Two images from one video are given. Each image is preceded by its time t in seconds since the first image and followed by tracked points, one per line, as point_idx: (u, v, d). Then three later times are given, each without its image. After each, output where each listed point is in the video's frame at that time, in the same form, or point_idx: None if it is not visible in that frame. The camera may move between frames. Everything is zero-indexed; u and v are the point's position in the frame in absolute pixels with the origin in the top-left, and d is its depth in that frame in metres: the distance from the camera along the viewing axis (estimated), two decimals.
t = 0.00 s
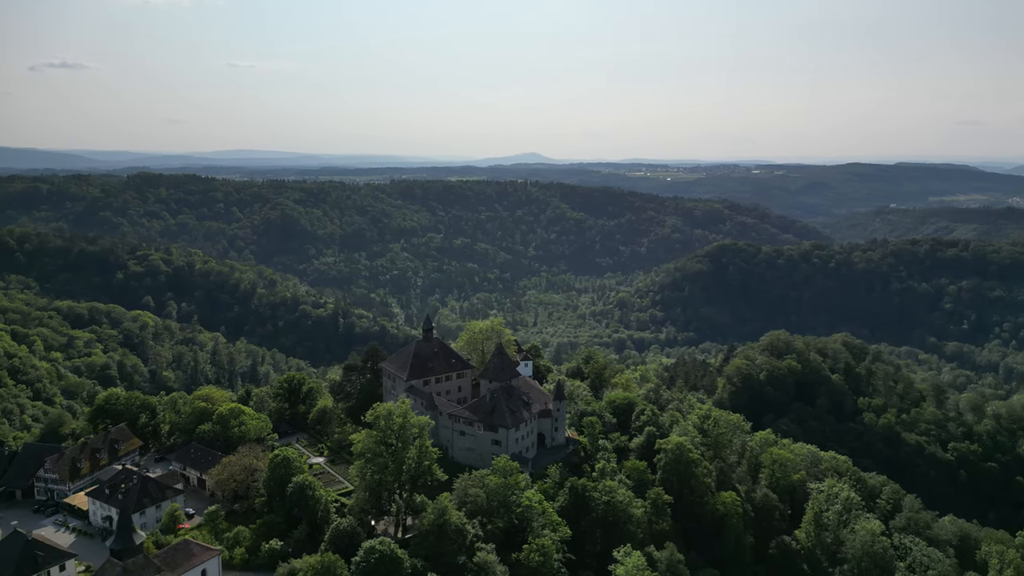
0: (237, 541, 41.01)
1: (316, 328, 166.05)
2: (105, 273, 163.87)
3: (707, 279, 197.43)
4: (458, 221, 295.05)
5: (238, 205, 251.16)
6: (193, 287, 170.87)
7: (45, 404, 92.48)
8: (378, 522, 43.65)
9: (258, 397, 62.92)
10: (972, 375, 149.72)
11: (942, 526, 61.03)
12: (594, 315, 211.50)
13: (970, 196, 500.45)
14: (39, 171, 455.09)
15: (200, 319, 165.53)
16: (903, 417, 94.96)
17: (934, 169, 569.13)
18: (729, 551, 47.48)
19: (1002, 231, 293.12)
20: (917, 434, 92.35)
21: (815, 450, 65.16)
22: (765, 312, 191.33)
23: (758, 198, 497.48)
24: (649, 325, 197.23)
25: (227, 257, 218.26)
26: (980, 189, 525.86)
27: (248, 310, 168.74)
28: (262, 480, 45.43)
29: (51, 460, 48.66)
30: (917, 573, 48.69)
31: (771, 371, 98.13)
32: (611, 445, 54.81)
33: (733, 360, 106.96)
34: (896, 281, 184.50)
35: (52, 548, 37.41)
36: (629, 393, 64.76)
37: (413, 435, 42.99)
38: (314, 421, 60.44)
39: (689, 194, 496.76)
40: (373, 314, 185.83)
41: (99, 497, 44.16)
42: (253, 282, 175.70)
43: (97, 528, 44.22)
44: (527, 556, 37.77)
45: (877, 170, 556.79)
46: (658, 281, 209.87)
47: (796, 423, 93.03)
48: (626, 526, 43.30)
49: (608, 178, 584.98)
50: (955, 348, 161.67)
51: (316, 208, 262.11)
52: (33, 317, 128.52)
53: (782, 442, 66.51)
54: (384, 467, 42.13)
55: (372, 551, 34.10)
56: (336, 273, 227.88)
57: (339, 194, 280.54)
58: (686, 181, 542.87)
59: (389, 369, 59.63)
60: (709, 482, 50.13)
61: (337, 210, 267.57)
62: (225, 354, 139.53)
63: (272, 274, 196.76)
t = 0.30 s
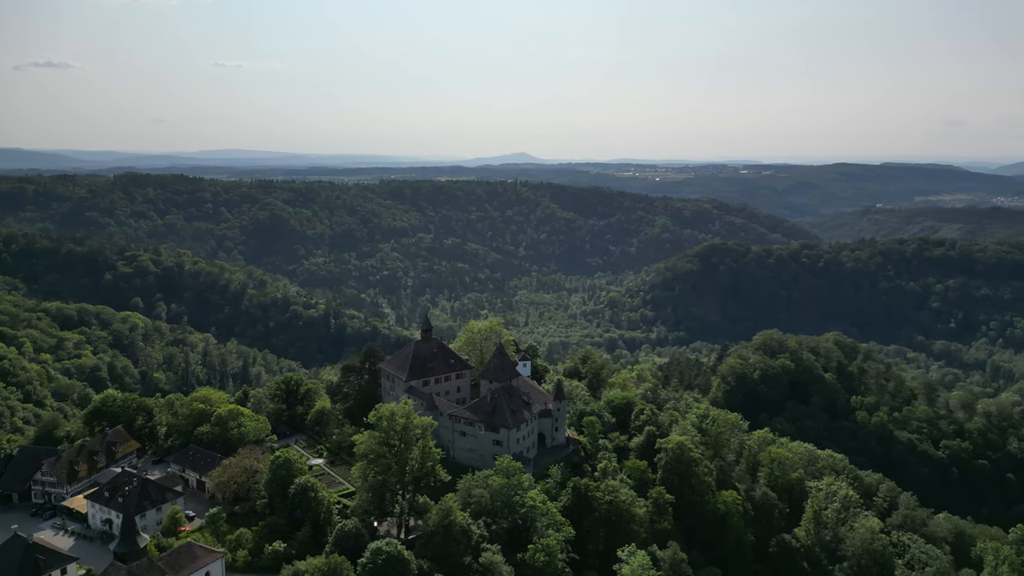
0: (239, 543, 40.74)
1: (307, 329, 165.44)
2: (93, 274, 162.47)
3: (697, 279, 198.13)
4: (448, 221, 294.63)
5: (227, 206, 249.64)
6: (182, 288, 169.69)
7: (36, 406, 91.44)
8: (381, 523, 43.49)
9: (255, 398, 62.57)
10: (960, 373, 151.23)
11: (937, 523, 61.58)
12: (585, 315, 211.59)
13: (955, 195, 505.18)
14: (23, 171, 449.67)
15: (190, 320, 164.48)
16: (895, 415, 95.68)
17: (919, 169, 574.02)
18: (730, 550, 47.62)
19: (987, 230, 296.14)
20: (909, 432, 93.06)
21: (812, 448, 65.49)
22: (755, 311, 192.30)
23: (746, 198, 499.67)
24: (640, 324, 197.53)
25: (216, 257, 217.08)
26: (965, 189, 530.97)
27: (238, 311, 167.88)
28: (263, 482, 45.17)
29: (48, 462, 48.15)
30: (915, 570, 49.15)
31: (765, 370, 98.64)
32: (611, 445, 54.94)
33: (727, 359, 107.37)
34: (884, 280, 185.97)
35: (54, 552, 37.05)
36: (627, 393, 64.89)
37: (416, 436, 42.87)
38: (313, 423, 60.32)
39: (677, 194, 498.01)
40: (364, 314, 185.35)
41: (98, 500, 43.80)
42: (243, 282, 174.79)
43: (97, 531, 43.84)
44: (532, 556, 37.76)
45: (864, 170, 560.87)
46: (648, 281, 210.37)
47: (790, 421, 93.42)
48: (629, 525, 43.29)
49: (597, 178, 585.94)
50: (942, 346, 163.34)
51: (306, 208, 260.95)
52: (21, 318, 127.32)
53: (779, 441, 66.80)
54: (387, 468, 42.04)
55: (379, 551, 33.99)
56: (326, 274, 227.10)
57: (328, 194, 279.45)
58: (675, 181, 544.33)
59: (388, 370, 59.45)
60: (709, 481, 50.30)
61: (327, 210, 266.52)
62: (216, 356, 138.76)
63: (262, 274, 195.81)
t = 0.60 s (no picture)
0: (242, 545, 40.46)
1: (298, 330, 164.79)
2: (81, 275, 160.90)
3: (687, 278, 198.90)
4: (438, 221, 294.10)
5: (214, 206, 247.98)
6: (171, 289, 168.38)
7: (25, 408, 90.36)
8: (383, 525, 43.37)
9: (253, 399, 62.20)
10: (948, 370, 152.77)
11: (933, 520, 62.16)
12: (576, 314, 211.66)
13: (940, 195, 509.50)
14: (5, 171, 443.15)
15: (180, 321, 163.30)
16: (887, 413, 96.50)
17: (904, 168, 579.11)
18: (731, 548, 47.79)
19: (972, 229, 299.25)
20: (901, 429, 93.85)
21: (809, 447, 65.84)
22: (745, 310, 193.35)
23: (734, 197, 501.81)
24: (631, 323, 197.82)
25: (205, 257, 215.70)
26: (949, 189, 536.15)
27: (229, 311, 166.92)
28: (264, 483, 44.98)
29: (45, 465, 47.70)
30: (914, 567, 49.48)
31: (759, 368, 99.13)
32: (611, 444, 55.04)
33: (720, 358, 107.77)
34: (872, 279, 187.45)
35: (54, 556, 36.68)
36: (625, 392, 65.03)
37: (419, 436, 42.76)
38: (311, 424, 60.15)
39: (666, 193, 499.37)
40: (355, 315, 184.92)
41: (97, 503, 43.46)
42: (234, 283, 173.81)
43: (96, 534, 43.50)
44: (537, 556, 37.84)
45: (850, 170, 564.65)
46: (639, 280, 210.81)
47: (784, 419, 93.88)
48: (632, 524, 43.39)
49: (585, 177, 586.55)
50: (930, 344, 165.05)
51: (294, 208, 259.66)
52: (9, 320, 126.04)
53: (776, 439, 67.16)
54: (390, 469, 41.94)
55: (386, 553, 33.96)
56: (316, 274, 226.24)
57: (318, 194, 278.19)
58: (663, 181, 545.51)
59: (387, 370, 59.27)
60: (710, 480, 50.49)
61: (316, 210, 265.34)
62: (207, 357, 137.93)
63: (252, 275, 194.73)
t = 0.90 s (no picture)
0: (245, 547, 40.32)
1: (289, 330, 164.05)
2: (68, 276, 159.29)
3: (677, 277, 199.57)
4: (428, 221, 293.55)
5: (203, 206, 246.30)
6: (160, 290, 167.00)
7: (14, 411, 89.26)
8: (387, 525, 43.25)
9: (251, 400, 61.78)
10: (936, 369, 154.20)
11: (928, 517, 62.73)
12: (567, 314, 211.63)
13: (926, 194, 514.04)
14: None
15: (169, 322, 162.17)
16: (879, 411, 97.29)
17: (890, 168, 583.83)
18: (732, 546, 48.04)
19: (957, 228, 302.35)
20: (893, 427, 94.61)
21: (806, 445, 66.24)
22: (735, 309, 194.24)
23: (722, 197, 503.94)
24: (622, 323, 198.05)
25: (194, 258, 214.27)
26: (934, 188, 540.79)
27: (219, 312, 165.92)
28: (265, 485, 44.74)
29: (43, 468, 47.21)
30: (912, 563, 49.86)
31: (752, 367, 99.60)
32: (611, 443, 55.16)
33: (714, 356, 108.20)
34: (860, 278, 188.83)
35: (56, 559, 36.52)
36: (623, 391, 65.18)
37: (422, 436, 42.64)
38: (309, 425, 59.99)
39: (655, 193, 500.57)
40: (346, 315, 184.32)
41: (97, 506, 43.09)
42: (223, 283, 172.71)
43: (96, 538, 43.21)
44: (543, 556, 37.81)
45: (836, 170, 568.63)
46: (629, 280, 211.26)
47: (778, 417, 94.37)
48: (635, 523, 43.46)
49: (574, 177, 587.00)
50: (917, 342, 166.48)
51: (283, 208, 258.40)
52: None
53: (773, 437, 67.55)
54: (394, 470, 41.85)
55: (393, 553, 33.87)
56: (305, 274, 225.27)
57: (307, 194, 276.87)
58: (652, 181, 546.84)
59: (386, 370, 59.10)
60: (710, 479, 50.69)
61: (305, 210, 264.13)
62: (198, 358, 136.96)
63: (241, 275, 193.37)
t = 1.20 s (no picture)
0: (248, 549, 40.21)
1: (280, 331, 163.43)
2: (56, 277, 157.80)
3: (668, 277, 200.14)
4: (418, 220, 292.87)
5: (191, 206, 244.74)
6: (149, 290, 165.75)
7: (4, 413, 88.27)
8: (390, 527, 43.13)
9: (249, 401, 61.48)
10: (924, 367, 155.53)
11: (923, 514, 63.26)
12: (558, 313, 211.56)
13: (912, 194, 518.10)
14: None
15: (159, 322, 161.05)
16: (871, 409, 98.14)
17: (876, 168, 588.11)
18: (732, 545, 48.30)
19: (943, 228, 305.25)
20: (885, 425, 95.44)
21: (802, 443, 66.57)
22: (725, 308, 195.11)
23: (711, 196, 505.80)
24: (613, 322, 198.35)
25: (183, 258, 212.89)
26: (920, 187, 545.08)
27: (209, 312, 164.79)
28: (266, 486, 44.55)
29: (41, 471, 46.75)
30: (910, 560, 50.22)
31: (745, 366, 100.00)
32: (611, 443, 55.27)
33: (708, 355, 108.70)
34: (849, 277, 190.25)
35: (59, 563, 36.50)
36: (621, 391, 65.32)
37: (425, 437, 42.55)
38: (308, 426, 59.87)
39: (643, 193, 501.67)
40: (337, 315, 183.68)
41: (97, 509, 42.78)
42: (213, 284, 171.59)
43: (96, 540, 42.92)
44: (548, 555, 37.87)
45: (823, 170, 572.13)
46: (620, 279, 211.74)
47: (771, 416, 94.77)
48: (637, 522, 43.49)
49: (563, 177, 587.17)
50: (906, 340, 167.84)
51: (272, 208, 257.16)
52: None
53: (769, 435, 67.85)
54: (397, 470, 41.72)
55: (400, 554, 33.83)
56: (295, 274, 224.31)
57: (296, 194, 275.55)
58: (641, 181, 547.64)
59: (385, 371, 58.93)
60: (710, 478, 50.92)
61: (294, 210, 262.90)
62: (189, 359, 136.06)
63: (231, 275, 192.11)
